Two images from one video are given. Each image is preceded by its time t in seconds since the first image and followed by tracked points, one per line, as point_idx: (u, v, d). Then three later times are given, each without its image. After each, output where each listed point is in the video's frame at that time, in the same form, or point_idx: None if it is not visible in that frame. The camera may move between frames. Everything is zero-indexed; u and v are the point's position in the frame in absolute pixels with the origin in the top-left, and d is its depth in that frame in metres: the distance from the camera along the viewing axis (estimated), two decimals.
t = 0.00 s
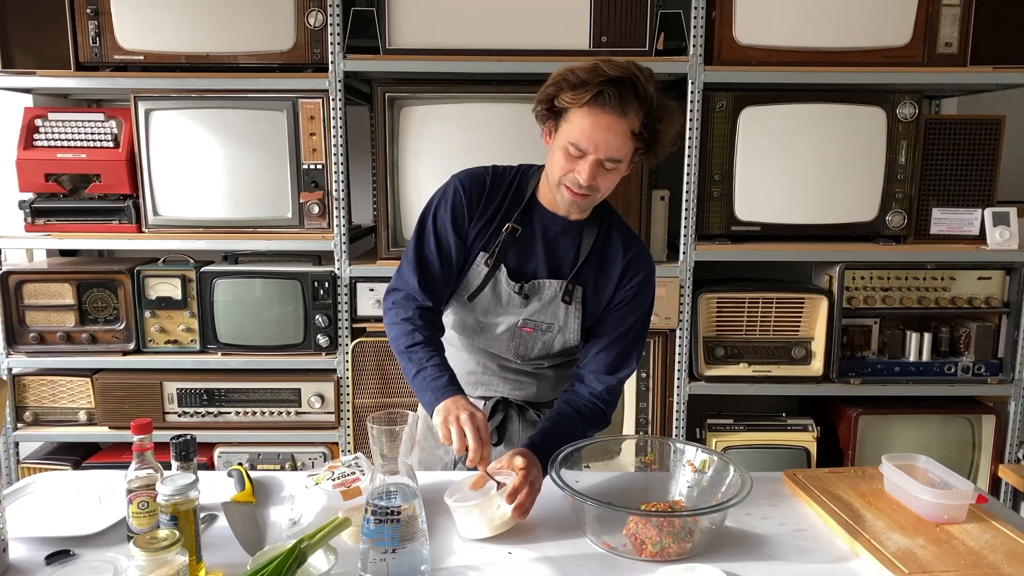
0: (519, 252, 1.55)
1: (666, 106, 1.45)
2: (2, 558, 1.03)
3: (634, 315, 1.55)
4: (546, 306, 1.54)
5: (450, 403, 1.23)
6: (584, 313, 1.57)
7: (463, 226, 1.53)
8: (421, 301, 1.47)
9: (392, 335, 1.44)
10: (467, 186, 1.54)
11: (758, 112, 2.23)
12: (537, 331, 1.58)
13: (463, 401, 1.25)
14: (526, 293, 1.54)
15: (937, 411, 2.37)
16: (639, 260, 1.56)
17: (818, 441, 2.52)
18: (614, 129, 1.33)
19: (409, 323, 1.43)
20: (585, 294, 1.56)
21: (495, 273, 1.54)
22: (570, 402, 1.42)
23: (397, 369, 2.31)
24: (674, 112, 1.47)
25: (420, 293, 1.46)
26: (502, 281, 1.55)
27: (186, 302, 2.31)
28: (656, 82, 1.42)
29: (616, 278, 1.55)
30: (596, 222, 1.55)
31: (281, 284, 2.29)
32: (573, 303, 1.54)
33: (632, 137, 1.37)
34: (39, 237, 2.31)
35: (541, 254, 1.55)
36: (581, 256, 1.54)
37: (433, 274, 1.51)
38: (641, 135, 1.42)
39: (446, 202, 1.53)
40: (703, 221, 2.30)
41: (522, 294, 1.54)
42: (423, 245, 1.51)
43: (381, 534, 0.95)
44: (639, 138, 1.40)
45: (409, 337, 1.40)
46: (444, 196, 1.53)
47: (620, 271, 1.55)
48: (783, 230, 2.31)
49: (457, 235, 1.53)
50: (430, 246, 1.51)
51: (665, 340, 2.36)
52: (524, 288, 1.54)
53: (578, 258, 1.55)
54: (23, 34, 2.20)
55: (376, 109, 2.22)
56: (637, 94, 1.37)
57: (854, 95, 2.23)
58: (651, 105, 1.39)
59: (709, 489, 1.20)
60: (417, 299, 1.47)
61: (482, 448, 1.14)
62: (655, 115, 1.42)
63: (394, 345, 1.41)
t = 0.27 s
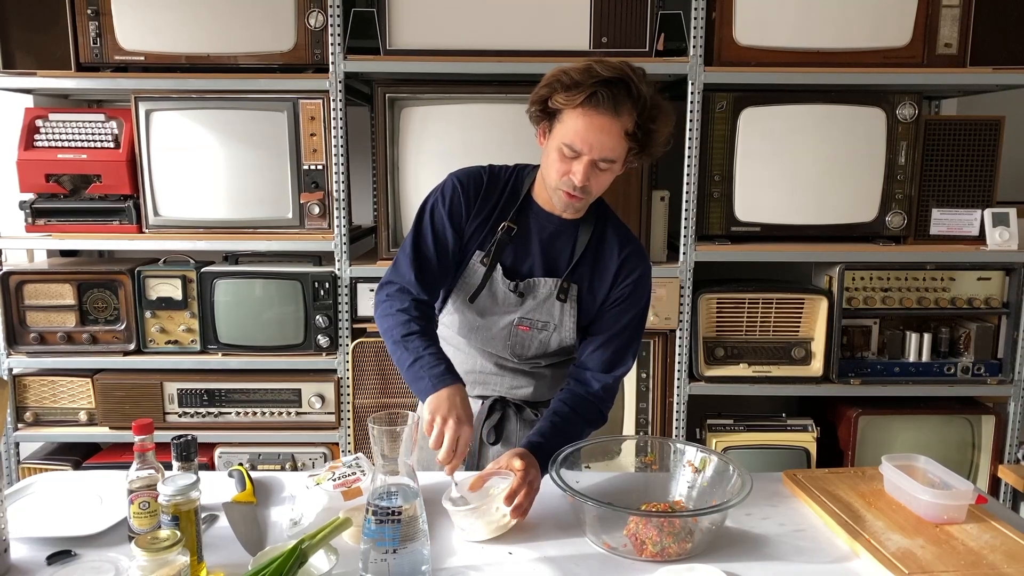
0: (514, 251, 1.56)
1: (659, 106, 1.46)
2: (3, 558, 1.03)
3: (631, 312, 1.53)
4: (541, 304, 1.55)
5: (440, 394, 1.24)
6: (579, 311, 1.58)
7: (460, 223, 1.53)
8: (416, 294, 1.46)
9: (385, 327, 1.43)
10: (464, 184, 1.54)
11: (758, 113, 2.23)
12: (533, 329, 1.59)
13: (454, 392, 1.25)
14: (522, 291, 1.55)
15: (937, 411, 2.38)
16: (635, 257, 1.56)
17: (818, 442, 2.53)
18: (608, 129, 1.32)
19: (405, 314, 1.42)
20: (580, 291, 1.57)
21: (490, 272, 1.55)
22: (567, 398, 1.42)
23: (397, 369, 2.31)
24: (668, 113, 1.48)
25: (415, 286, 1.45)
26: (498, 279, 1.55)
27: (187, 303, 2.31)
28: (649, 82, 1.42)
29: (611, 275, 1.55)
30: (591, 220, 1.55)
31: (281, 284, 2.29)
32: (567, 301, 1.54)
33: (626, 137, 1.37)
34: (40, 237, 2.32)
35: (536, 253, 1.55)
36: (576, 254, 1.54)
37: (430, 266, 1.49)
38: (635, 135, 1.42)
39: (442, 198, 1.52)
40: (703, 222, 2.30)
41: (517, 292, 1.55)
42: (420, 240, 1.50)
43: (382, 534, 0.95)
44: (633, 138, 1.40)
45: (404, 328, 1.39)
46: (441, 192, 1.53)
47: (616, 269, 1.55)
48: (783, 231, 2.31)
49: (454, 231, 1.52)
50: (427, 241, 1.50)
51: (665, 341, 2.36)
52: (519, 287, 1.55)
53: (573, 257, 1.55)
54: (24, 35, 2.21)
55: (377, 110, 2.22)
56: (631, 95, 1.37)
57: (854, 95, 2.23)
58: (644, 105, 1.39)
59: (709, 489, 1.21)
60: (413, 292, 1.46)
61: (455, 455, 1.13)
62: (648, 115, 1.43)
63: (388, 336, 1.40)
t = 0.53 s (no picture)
0: (512, 251, 1.56)
1: (655, 106, 1.45)
2: (5, 558, 1.03)
3: (629, 311, 1.53)
4: (538, 303, 1.55)
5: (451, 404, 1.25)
6: (577, 310, 1.58)
7: (458, 226, 1.54)
8: (420, 301, 1.46)
9: (392, 337, 1.44)
10: (460, 187, 1.55)
11: (759, 113, 2.23)
12: (531, 328, 1.59)
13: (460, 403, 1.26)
14: (519, 291, 1.56)
15: (937, 411, 2.38)
16: (633, 255, 1.55)
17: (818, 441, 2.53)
18: (602, 130, 1.33)
19: (409, 325, 1.42)
20: (578, 291, 1.56)
21: (488, 272, 1.55)
22: (566, 398, 1.42)
23: (397, 369, 2.31)
24: (663, 112, 1.47)
25: (419, 295, 1.46)
26: (495, 280, 1.56)
27: (188, 303, 2.31)
28: (643, 81, 1.42)
29: (609, 274, 1.55)
30: (588, 218, 1.55)
31: (282, 284, 2.29)
32: (564, 300, 1.54)
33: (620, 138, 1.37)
34: (41, 237, 2.32)
35: (533, 253, 1.55)
36: (573, 252, 1.54)
37: (433, 275, 1.51)
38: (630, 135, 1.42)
39: (439, 203, 1.53)
40: (704, 221, 2.30)
41: (514, 292, 1.56)
42: (419, 247, 1.51)
43: (384, 534, 0.95)
44: (627, 139, 1.40)
45: (409, 338, 1.40)
46: (437, 197, 1.54)
47: (613, 268, 1.54)
48: (784, 231, 2.31)
49: (452, 235, 1.53)
50: (427, 247, 1.51)
51: (666, 340, 2.37)
52: (516, 287, 1.55)
53: (571, 256, 1.55)
54: (25, 34, 2.21)
55: (377, 110, 2.22)
56: (624, 95, 1.37)
57: (855, 95, 2.23)
58: (639, 105, 1.39)
59: (709, 488, 1.21)
60: (416, 301, 1.46)
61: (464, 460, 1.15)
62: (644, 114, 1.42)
63: (393, 347, 1.42)
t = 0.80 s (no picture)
0: (510, 252, 1.55)
1: (650, 105, 1.45)
2: (5, 558, 1.03)
3: (629, 310, 1.53)
4: (538, 303, 1.56)
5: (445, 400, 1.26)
6: (576, 310, 1.58)
7: (454, 227, 1.54)
8: (418, 304, 1.48)
9: (390, 336, 1.46)
10: (456, 188, 1.54)
11: (758, 113, 2.23)
12: (530, 328, 1.59)
13: (452, 401, 1.27)
14: (518, 292, 1.55)
15: (938, 411, 2.38)
16: (632, 255, 1.55)
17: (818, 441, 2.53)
18: (596, 131, 1.33)
19: (407, 325, 1.44)
20: (577, 291, 1.56)
21: (487, 273, 1.55)
22: (566, 399, 1.42)
23: (397, 369, 2.31)
24: (658, 110, 1.47)
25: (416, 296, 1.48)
26: (494, 280, 1.56)
27: (188, 303, 2.31)
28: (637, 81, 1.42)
29: (607, 274, 1.55)
30: (587, 218, 1.55)
31: (282, 284, 2.29)
32: (564, 301, 1.55)
33: (615, 138, 1.37)
34: (41, 237, 2.32)
35: (531, 253, 1.55)
36: (572, 252, 1.54)
37: (429, 278, 1.52)
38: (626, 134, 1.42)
39: (435, 205, 1.53)
40: (704, 222, 2.30)
41: (513, 293, 1.56)
42: (416, 248, 1.52)
43: (384, 534, 0.95)
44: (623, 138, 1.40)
45: (406, 338, 1.42)
46: (434, 199, 1.54)
47: (612, 268, 1.54)
48: (784, 231, 2.31)
49: (448, 237, 1.54)
50: (424, 248, 1.51)
51: (666, 340, 2.37)
52: (516, 287, 1.55)
53: (569, 256, 1.55)
54: (25, 34, 2.21)
55: (377, 110, 2.22)
56: (618, 94, 1.37)
57: (854, 95, 2.23)
58: (633, 104, 1.39)
59: (709, 488, 1.21)
60: (415, 302, 1.48)
61: (454, 454, 1.15)
62: (638, 113, 1.42)
63: (392, 346, 1.43)
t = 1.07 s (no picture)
0: (507, 250, 1.55)
1: (644, 102, 1.44)
2: (5, 558, 1.03)
3: (626, 311, 1.53)
4: (535, 302, 1.55)
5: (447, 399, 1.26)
6: (573, 310, 1.57)
7: (453, 225, 1.54)
8: (420, 302, 1.48)
9: (392, 336, 1.47)
10: (455, 187, 1.55)
11: (758, 113, 2.23)
12: (528, 328, 1.59)
13: (453, 399, 1.27)
14: (515, 290, 1.55)
15: (938, 411, 2.38)
16: (629, 256, 1.54)
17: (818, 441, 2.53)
18: (590, 127, 1.32)
19: (408, 324, 1.44)
20: (574, 291, 1.56)
21: (484, 271, 1.55)
22: (563, 398, 1.42)
23: (398, 368, 2.31)
24: (653, 107, 1.46)
25: (417, 294, 1.48)
26: (492, 279, 1.55)
27: (188, 303, 2.31)
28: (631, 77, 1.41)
29: (604, 274, 1.54)
30: (585, 219, 1.54)
31: (282, 284, 2.29)
32: (561, 300, 1.54)
33: (609, 134, 1.37)
34: (40, 237, 2.32)
35: (529, 252, 1.55)
36: (569, 252, 1.53)
37: (429, 277, 1.53)
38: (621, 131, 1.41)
39: (434, 204, 1.54)
40: (704, 222, 2.30)
41: (510, 292, 1.55)
42: (416, 249, 1.53)
43: (384, 534, 0.95)
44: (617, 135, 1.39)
45: (408, 337, 1.42)
46: (433, 199, 1.55)
47: (609, 269, 1.54)
48: (784, 231, 2.31)
49: (448, 235, 1.54)
50: (423, 247, 1.52)
51: (666, 340, 2.37)
52: (513, 286, 1.55)
53: (567, 255, 1.54)
54: (25, 34, 2.21)
55: (377, 110, 2.22)
56: (612, 91, 1.36)
57: (854, 95, 2.23)
58: (627, 101, 1.38)
59: (710, 488, 1.20)
60: (416, 301, 1.48)
61: (454, 453, 1.15)
62: (632, 110, 1.41)
63: (393, 345, 1.44)
